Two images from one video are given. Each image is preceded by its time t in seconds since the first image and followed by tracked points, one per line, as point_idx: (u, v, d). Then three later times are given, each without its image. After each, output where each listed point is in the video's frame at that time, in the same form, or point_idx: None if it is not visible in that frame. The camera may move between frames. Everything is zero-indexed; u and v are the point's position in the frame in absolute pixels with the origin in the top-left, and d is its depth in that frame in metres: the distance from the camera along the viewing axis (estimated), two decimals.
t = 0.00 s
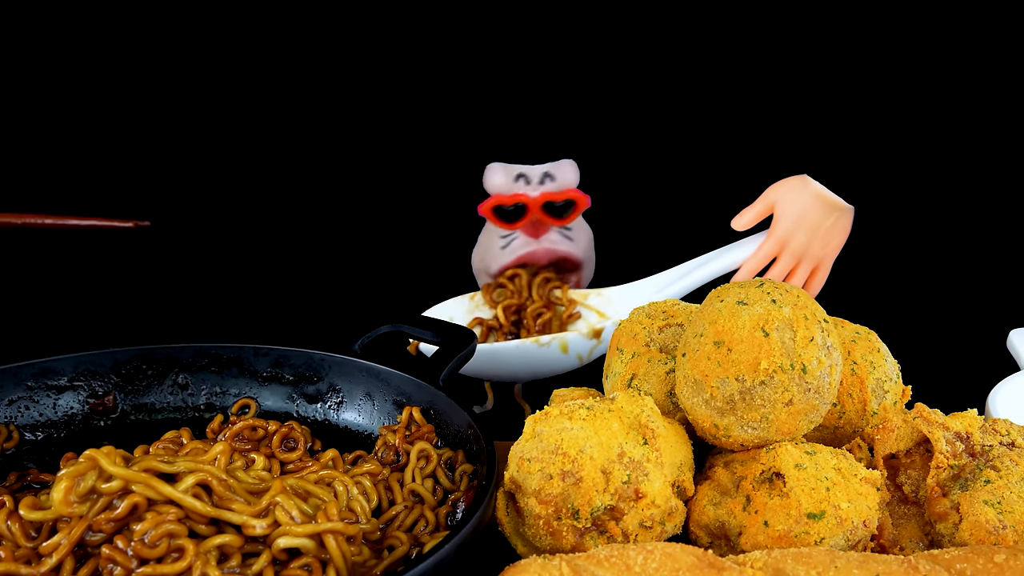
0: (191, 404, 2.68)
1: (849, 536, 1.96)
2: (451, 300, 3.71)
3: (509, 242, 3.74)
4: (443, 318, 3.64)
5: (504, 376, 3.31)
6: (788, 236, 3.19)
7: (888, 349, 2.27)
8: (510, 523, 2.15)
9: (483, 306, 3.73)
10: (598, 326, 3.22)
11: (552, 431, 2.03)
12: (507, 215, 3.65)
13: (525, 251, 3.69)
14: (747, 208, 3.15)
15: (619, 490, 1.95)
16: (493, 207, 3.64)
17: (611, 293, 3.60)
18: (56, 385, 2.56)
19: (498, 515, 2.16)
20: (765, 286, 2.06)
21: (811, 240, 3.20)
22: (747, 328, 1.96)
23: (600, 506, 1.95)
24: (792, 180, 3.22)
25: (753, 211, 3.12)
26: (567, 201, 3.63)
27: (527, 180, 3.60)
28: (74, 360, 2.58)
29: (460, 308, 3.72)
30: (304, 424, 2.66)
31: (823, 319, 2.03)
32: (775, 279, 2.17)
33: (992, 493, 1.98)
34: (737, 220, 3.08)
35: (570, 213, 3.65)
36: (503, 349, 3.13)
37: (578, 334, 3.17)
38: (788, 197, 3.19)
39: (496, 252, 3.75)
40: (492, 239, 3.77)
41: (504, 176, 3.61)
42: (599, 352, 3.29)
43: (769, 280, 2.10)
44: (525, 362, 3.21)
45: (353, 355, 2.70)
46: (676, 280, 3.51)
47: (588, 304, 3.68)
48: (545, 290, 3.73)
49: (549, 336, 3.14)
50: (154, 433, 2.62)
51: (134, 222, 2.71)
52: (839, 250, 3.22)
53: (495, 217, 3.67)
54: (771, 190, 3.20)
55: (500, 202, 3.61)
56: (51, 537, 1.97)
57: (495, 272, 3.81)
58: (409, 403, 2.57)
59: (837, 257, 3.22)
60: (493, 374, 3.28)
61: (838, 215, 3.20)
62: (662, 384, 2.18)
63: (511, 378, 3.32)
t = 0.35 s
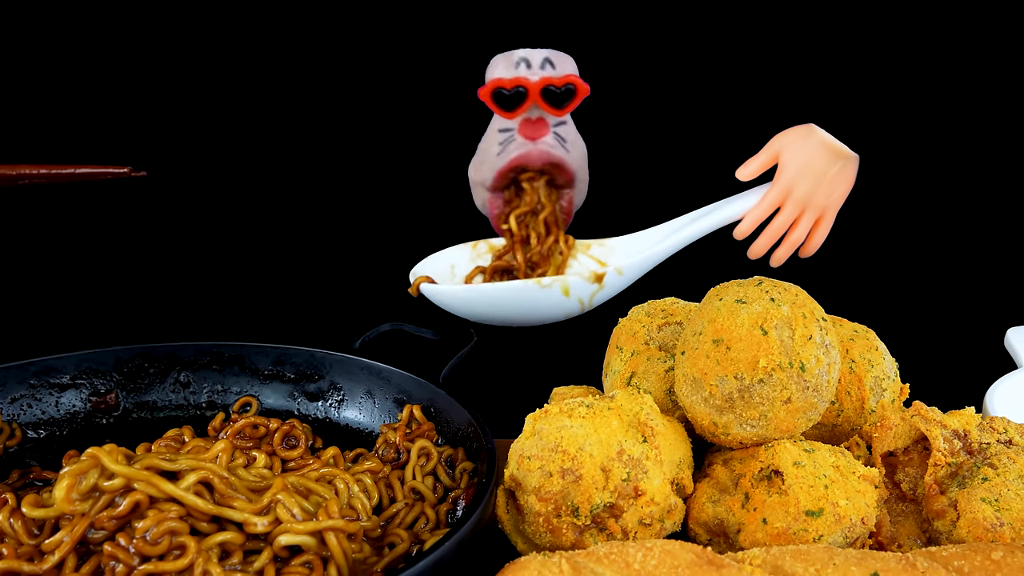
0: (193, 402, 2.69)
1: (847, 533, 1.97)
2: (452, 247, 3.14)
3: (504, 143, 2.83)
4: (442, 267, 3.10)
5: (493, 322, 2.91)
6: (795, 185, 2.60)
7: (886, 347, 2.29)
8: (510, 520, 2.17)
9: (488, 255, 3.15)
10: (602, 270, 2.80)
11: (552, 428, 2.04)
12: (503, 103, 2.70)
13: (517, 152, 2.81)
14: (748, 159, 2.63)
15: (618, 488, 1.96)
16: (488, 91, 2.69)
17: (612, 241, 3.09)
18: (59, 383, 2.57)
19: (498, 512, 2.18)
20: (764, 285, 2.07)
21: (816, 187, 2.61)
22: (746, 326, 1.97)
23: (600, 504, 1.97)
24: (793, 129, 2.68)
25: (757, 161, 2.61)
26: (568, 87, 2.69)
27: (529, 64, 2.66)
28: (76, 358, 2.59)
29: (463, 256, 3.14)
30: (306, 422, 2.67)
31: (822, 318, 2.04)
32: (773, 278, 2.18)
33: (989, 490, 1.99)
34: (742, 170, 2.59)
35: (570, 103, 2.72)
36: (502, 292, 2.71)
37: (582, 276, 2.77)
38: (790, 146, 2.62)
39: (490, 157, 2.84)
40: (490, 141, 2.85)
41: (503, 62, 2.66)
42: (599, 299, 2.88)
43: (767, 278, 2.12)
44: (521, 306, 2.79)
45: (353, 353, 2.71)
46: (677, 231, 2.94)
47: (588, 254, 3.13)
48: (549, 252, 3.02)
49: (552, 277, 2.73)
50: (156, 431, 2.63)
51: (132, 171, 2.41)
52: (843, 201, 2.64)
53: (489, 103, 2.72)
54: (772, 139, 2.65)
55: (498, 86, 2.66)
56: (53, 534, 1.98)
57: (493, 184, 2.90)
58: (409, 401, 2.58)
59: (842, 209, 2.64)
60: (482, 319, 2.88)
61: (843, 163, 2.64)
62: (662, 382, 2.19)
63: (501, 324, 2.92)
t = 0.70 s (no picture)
0: (194, 400, 2.70)
1: (845, 530, 1.98)
2: (463, 216, 3.13)
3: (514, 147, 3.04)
4: (453, 236, 3.09)
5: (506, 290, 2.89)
6: (809, 157, 2.58)
7: (884, 345, 2.30)
8: (510, 518, 2.18)
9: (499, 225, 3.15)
10: (613, 239, 2.77)
11: (551, 426, 2.06)
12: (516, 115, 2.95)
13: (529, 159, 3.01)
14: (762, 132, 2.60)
15: (617, 485, 1.97)
16: (502, 103, 2.95)
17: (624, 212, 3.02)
18: (61, 381, 2.59)
19: (498, 510, 2.19)
20: (763, 283, 2.09)
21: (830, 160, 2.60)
22: (745, 325, 1.98)
23: (599, 501, 1.98)
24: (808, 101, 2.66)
25: (770, 133, 2.58)
26: (578, 100, 2.94)
27: (540, 77, 2.90)
28: (79, 356, 2.60)
29: (473, 226, 3.13)
30: (307, 420, 2.68)
31: (820, 316, 2.05)
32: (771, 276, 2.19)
33: (986, 488, 2.00)
34: (753, 143, 2.58)
35: (581, 114, 2.98)
36: (516, 259, 2.68)
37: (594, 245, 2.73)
38: (805, 119, 2.61)
39: (497, 158, 3.05)
40: (498, 144, 3.06)
41: (516, 75, 2.90)
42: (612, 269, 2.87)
43: (766, 277, 2.13)
44: (533, 276, 2.77)
45: (354, 352, 2.72)
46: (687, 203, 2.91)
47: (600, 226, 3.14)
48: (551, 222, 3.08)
49: (566, 245, 2.69)
50: (158, 429, 2.64)
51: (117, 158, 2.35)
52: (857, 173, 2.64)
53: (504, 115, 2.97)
54: (788, 112, 2.63)
55: (511, 98, 2.91)
56: (55, 532, 1.99)
57: (498, 183, 3.10)
58: (409, 399, 2.59)
59: (855, 181, 2.63)
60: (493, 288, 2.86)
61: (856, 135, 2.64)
62: (661, 380, 2.20)
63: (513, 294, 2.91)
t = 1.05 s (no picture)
0: (196, 398, 2.71)
1: (843, 527, 1.99)
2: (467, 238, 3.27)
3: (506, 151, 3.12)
4: (458, 258, 3.23)
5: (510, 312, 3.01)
6: (807, 179, 2.64)
7: (882, 343, 2.31)
8: (510, 515, 2.19)
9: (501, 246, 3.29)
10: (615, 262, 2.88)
11: (551, 424, 2.07)
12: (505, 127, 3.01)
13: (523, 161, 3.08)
14: (762, 153, 2.68)
15: (617, 483, 1.98)
16: (492, 116, 3.01)
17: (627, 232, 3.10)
18: (64, 379, 2.60)
19: (498, 507, 2.20)
20: (761, 282, 2.10)
21: (828, 182, 2.64)
22: (744, 323, 1.99)
23: (599, 499, 1.99)
24: (808, 124, 2.71)
25: (770, 154, 2.65)
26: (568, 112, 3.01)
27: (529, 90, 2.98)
28: (81, 355, 2.62)
29: (477, 247, 3.27)
30: (308, 418, 2.69)
31: (818, 315, 2.06)
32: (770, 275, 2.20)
33: (984, 485, 2.01)
34: (753, 164, 2.63)
35: (570, 125, 3.05)
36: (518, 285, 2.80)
37: (595, 270, 2.85)
38: (804, 141, 2.65)
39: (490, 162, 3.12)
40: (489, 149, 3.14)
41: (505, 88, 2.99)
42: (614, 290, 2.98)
43: (765, 275, 2.14)
44: (538, 298, 2.88)
45: (355, 350, 2.73)
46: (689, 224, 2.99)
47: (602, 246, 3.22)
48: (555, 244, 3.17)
49: (567, 271, 2.80)
50: (160, 426, 2.65)
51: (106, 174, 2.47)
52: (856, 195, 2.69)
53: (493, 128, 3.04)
54: (788, 134, 2.69)
55: (501, 110, 2.97)
56: (58, 529, 2.00)
57: (497, 187, 3.17)
58: (410, 397, 2.61)
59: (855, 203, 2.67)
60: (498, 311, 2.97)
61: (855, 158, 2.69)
62: (660, 378, 2.21)
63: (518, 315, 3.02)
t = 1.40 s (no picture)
0: (198, 396, 2.72)
1: (842, 525, 2.00)
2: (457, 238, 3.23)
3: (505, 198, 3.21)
4: (447, 259, 3.20)
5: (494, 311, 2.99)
6: (795, 182, 2.68)
7: (880, 341, 2.32)
8: (510, 513, 2.20)
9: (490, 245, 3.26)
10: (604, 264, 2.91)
11: (551, 422, 2.08)
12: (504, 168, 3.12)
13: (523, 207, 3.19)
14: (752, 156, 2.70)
15: (616, 480, 1.99)
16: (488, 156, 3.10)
17: (616, 235, 3.09)
18: (66, 377, 2.61)
19: (498, 505, 2.21)
20: (760, 281, 2.11)
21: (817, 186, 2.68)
22: (743, 322, 2.00)
23: (598, 496, 2.00)
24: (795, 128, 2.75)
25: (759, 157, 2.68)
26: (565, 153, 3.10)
27: (524, 131, 3.07)
28: (83, 353, 2.63)
29: (466, 247, 3.24)
30: (309, 416, 2.70)
31: (817, 313, 2.07)
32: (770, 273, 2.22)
33: (982, 483, 2.02)
34: (741, 166, 2.67)
35: (566, 164, 3.13)
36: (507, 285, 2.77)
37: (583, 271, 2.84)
38: (793, 144, 2.69)
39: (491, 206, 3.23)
40: (490, 195, 3.24)
41: (500, 128, 3.07)
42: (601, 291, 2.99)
43: (763, 274, 2.15)
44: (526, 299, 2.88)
45: (356, 348, 2.74)
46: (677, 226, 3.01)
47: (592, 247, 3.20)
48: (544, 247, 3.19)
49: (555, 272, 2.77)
50: (162, 424, 2.66)
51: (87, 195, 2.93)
52: (842, 198, 2.73)
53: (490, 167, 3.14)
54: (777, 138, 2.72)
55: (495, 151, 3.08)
56: (60, 527, 2.01)
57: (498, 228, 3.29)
58: (410, 395, 2.62)
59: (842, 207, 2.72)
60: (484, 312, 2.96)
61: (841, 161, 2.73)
62: (659, 377, 2.23)
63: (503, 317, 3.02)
